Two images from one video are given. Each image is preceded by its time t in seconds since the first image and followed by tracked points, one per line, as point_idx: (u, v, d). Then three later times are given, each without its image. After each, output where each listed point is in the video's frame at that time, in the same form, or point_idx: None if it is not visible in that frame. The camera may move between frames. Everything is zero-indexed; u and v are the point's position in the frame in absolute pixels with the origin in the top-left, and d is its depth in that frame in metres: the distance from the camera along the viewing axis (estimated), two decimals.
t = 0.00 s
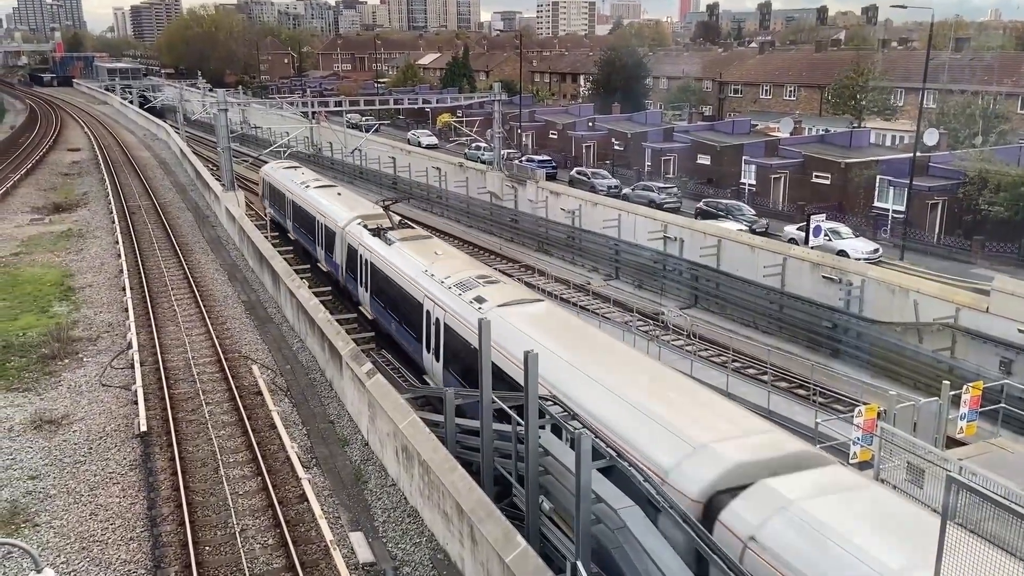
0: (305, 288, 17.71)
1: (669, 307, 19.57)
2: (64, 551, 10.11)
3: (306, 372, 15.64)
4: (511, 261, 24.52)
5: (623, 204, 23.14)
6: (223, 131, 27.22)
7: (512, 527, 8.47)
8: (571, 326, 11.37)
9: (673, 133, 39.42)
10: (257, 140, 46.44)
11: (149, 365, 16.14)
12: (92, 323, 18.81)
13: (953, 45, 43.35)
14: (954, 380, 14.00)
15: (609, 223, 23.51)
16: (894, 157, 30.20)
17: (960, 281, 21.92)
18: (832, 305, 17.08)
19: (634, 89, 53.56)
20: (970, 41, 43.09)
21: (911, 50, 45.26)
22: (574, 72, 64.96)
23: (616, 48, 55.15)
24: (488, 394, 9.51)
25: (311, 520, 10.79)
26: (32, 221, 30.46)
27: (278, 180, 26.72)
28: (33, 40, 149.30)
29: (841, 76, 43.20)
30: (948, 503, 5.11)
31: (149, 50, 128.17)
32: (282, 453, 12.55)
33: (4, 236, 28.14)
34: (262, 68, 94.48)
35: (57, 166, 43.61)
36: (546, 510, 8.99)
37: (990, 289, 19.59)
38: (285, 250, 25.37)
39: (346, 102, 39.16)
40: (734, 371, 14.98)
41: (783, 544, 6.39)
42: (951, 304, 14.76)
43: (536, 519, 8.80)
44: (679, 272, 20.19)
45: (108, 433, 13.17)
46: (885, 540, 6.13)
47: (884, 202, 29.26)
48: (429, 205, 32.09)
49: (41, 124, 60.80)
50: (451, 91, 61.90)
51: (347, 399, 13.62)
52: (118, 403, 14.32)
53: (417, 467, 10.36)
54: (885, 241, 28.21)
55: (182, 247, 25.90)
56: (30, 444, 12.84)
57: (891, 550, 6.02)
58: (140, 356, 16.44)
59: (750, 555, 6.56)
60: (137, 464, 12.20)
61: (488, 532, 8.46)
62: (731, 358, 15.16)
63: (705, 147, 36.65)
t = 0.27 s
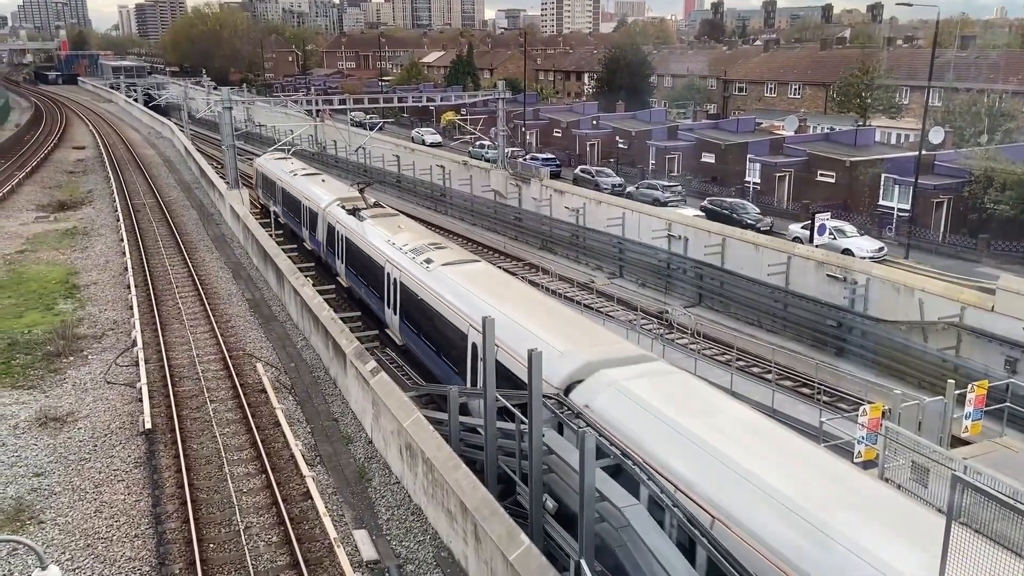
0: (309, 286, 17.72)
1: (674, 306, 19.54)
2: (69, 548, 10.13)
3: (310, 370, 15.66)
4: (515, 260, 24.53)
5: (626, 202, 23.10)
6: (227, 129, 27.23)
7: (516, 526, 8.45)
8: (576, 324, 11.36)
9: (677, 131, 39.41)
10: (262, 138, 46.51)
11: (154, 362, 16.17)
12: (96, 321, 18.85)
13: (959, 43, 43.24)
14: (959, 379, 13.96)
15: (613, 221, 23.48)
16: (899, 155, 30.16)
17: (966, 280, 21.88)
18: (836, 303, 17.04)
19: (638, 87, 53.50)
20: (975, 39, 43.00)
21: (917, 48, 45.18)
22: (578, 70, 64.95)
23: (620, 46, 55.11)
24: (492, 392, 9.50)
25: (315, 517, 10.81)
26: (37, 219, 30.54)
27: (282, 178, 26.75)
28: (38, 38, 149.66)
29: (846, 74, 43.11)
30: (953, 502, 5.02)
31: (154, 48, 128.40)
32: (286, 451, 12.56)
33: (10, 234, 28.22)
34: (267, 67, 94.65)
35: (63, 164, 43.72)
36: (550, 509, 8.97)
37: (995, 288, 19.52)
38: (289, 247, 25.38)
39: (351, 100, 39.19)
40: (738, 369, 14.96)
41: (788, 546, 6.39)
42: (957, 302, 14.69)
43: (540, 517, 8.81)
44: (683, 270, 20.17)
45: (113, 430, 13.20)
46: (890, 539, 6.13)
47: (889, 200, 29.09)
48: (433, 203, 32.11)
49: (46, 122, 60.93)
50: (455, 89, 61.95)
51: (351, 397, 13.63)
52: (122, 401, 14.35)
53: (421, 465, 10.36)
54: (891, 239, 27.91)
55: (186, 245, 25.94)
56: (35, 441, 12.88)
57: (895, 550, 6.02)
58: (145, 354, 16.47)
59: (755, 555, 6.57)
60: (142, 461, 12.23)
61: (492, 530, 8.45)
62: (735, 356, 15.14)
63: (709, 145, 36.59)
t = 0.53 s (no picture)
0: (313, 284, 17.74)
1: (677, 304, 19.52)
2: (73, 545, 10.16)
3: (314, 368, 15.68)
4: (519, 257, 24.53)
5: (630, 200, 23.07)
6: (231, 127, 27.23)
7: (519, 524, 8.44)
8: (580, 323, 11.35)
9: (681, 129, 39.38)
10: (266, 136, 46.56)
11: (158, 360, 16.20)
12: (101, 318, 18.90)
13: (964, 41, 43.13)
14: (963, 377, 13.94)
15: (617, 219, 23.45)
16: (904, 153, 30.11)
17: (971, 279, 21.84)
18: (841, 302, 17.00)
19: (642, 85, 53.43)
20: (981, 37, 42.90)
21: (922, 46, 45.08)
22: (582, 68, 64.92)
23: (624, 44, 55.07)
24: (495, 390, 9.49)
25: (319, 515, 10.82)
26: (42, 217, 30.60)
27: (286, 176, 26.78)
28: (42, 36, 150.22)
29: (851, 72, 43.00)
30: (958, 502, 5.04)
31: (159, 46, 128.52)
32: (290, 448, 12.58)
33: (15, 231, 28.29)
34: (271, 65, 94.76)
35: (67, 162, 43.79)
36: (554, 507, 8.97)
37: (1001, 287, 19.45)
38: (293, 245, 25.41)
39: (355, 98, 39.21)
40: (743, 368, 14.94)
41: (792, 543, 6.37)
42: (962, 300, 14.67)
43: (543, 515, 8.80)
44: (687, 268, 20.14)
45: (117, 428, 13.23)
46: (895, 534, 6.11)
47: (894, 199, 28.91)
48: (437, 201, 32.12)
49: (51, 120, 61.07)
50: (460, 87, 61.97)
51: (355, 395, 13.65)
52: (127, 398, 14.39)
53: (424, 463, 10.36)
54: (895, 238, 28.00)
55: (190, 243, 25.97)
56: (40, 438, 12.91)
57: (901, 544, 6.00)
58: (149, 352, 16.50)
59: (759, 553, 6.55)
60: (146, 458, 12.26)
61: (495, 528, 8.45)
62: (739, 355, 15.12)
63: (714, 144, 36.48)
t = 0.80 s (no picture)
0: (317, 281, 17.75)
1: (681, 302, 19.50)
2: (78, 542, 10.18)
3: (318, 365, 15.69)
4: (522, 255, 24.53)
5: (635, 198, 23.02)
6: (235, 125, 27.22)
7: (522, 522, 8.43)
8: (584, 322, 11.32)
9: (685, 127, 39.35)
10: (270, 133, 46.59)
11: (162, 357, 16.23)
12: (105, 315, 18.93)
13: (970, 38, 43.00)
14: (968, 376, 13.91)
15: (620, 217, 23.42)
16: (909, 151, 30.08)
17: (976, 277, 21.80)
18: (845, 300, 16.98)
19: (646, 82, 53.35)
20: (987, 34, 42.79)
21: (927, 43, 44.99)
22: (586, 66, 64.87)
23: (629, 41, 54.99)
24: (498, 387, 9.48)
25: (322, 512, 10.83)
26: (46, 214, 30.66)
27: (291, 174, 26.77)
28: (45, 34, 150.30)
29: (856, 69, 42.85)
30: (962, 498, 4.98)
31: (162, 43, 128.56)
32: (293, 445, 12.59)
33: (19, 229, 28.35)
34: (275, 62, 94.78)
35: (72, 159, 43.86)
36: (556, 504, 8.96)
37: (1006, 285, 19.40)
38: (297, 242, 25.44)
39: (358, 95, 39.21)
40: (746, 366, 14.91)
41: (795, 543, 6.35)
42: (966, 298, 14.64)
43: (546, 512, 8.79)
44: (691, 266, 20.11)
45: (122, 424, 13.26)
46: (899, 537, 6.10)
47: (899, 197, 29.08)
48: (440, 198, 32.12)
49: (55, 117, 61.15)
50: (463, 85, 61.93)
51: (358, 392, 13.65)
52: (131, 395, 14.41)
53: (427, 460, 10.36)
54: (899, 236, 27.71)
55: (195, 240, 26.00)
56: (45, 435, 12.94)
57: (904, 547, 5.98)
58: (153, 349, 16.53)
59: (763, 553, 6.53)
60: (151, 455, 12.28)
61: (498, 526, 8.45)
62: (743, 353, 15.10)
63: (718, 141, 36.32)
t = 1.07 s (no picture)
0: (320, 279, 17.77)
1: (684, 300, 19.49)
2: (81, 538, 10.21)
3: (321, 363, 15.71)
4: (525, 253, 24.54)
5: (638, 196, 23.01)
6: (239, 122, 27.23)
7: (525, 520, 8.43)
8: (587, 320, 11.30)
9: (688, 125, 39.37)
10: (273, 131, 46.65)
11: (165, 355, 16.25)
12: (109, 313, 18.97)
13: (973, 36, 42.93)
14: (971, 374, 13.89)
15: (623, 215, 23.40)
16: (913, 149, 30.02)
17: (980, 275, 21.76)
18: (848, 298, 16.96)
19: (649, 80, 53.28)
20: (991, 32, 42.71)
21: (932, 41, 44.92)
22: (589, 64, 64.85)
23: (632, 39, 54.95)
24: (501, 386, 9.50)
25: (325, 509, 10.85)
26: (49, 211, 30.71)
27: (294, 172, 26.81)
28: (49, 31, 150.92)
29: (860, 67, 42.66)
30: (965, 497, 4.96)
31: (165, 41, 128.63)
32: (297, 443, 12.61)
33: (23, 226, 28.40)
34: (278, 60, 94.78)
35: (75, 156, 43.96)
36: (559, 503, 8.96)
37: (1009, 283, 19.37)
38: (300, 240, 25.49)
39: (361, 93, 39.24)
40: (749, 364, 14.91)
41: (798, 542, 6.37)
42: (970, 296, 14.60)
43: (549, 510, 8.83)
44: (694, 265, 20.10)
45: (125, 422, 13.29)
46: (901, 534, 6.12)
47: (902, 194, 28.90)
48: (443, 196, 32.13)
49: (59, 115, 61.25)
50: (466, 83, 61.90)
51: (361, 390, 13.66)
52: (134, 392, 14.44)
53: (430, 458, 10.37)
54: (902, 234, 27.80)
55: (198, 238, 26.04)
56: (48, 432, 12.98)
57: (907, 545, 6.01)
58: (156, 346, 16.55)
59: (766, 551, 6.55)
60: (154, 452, 12.31)
61: (501, 523, 8.46)
62: (746, 351, 15.10)
63: (721, 139, 36.36)
